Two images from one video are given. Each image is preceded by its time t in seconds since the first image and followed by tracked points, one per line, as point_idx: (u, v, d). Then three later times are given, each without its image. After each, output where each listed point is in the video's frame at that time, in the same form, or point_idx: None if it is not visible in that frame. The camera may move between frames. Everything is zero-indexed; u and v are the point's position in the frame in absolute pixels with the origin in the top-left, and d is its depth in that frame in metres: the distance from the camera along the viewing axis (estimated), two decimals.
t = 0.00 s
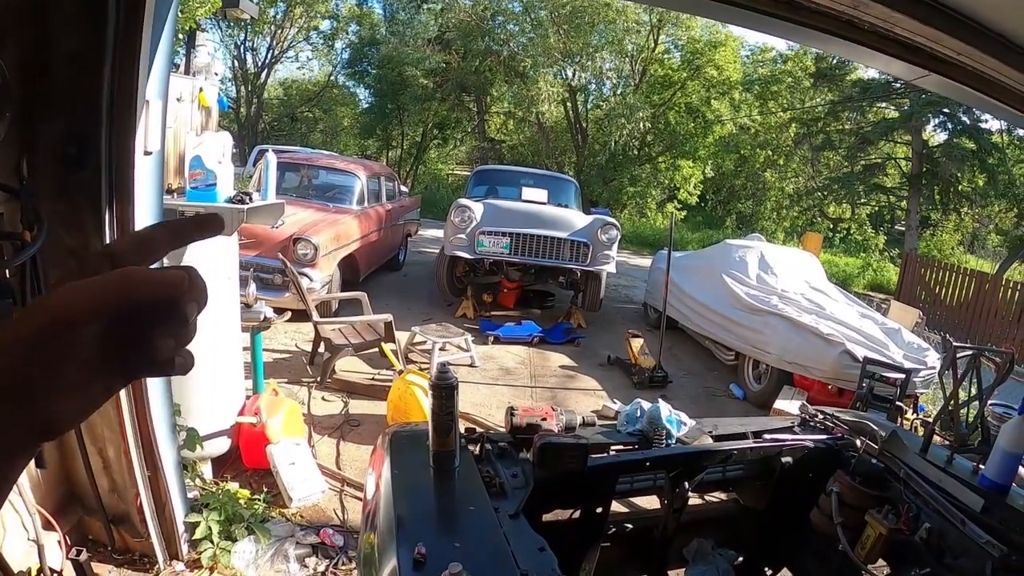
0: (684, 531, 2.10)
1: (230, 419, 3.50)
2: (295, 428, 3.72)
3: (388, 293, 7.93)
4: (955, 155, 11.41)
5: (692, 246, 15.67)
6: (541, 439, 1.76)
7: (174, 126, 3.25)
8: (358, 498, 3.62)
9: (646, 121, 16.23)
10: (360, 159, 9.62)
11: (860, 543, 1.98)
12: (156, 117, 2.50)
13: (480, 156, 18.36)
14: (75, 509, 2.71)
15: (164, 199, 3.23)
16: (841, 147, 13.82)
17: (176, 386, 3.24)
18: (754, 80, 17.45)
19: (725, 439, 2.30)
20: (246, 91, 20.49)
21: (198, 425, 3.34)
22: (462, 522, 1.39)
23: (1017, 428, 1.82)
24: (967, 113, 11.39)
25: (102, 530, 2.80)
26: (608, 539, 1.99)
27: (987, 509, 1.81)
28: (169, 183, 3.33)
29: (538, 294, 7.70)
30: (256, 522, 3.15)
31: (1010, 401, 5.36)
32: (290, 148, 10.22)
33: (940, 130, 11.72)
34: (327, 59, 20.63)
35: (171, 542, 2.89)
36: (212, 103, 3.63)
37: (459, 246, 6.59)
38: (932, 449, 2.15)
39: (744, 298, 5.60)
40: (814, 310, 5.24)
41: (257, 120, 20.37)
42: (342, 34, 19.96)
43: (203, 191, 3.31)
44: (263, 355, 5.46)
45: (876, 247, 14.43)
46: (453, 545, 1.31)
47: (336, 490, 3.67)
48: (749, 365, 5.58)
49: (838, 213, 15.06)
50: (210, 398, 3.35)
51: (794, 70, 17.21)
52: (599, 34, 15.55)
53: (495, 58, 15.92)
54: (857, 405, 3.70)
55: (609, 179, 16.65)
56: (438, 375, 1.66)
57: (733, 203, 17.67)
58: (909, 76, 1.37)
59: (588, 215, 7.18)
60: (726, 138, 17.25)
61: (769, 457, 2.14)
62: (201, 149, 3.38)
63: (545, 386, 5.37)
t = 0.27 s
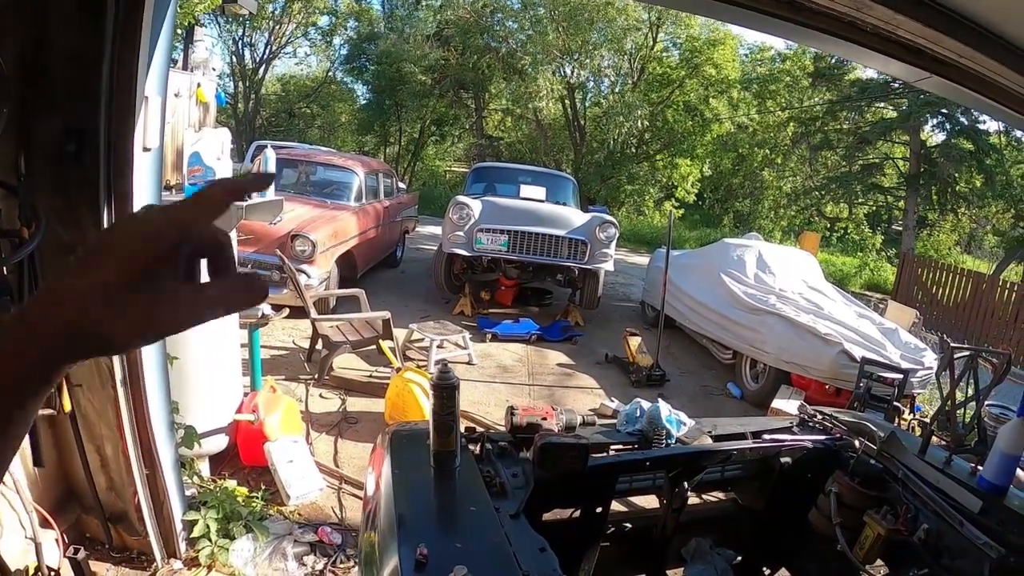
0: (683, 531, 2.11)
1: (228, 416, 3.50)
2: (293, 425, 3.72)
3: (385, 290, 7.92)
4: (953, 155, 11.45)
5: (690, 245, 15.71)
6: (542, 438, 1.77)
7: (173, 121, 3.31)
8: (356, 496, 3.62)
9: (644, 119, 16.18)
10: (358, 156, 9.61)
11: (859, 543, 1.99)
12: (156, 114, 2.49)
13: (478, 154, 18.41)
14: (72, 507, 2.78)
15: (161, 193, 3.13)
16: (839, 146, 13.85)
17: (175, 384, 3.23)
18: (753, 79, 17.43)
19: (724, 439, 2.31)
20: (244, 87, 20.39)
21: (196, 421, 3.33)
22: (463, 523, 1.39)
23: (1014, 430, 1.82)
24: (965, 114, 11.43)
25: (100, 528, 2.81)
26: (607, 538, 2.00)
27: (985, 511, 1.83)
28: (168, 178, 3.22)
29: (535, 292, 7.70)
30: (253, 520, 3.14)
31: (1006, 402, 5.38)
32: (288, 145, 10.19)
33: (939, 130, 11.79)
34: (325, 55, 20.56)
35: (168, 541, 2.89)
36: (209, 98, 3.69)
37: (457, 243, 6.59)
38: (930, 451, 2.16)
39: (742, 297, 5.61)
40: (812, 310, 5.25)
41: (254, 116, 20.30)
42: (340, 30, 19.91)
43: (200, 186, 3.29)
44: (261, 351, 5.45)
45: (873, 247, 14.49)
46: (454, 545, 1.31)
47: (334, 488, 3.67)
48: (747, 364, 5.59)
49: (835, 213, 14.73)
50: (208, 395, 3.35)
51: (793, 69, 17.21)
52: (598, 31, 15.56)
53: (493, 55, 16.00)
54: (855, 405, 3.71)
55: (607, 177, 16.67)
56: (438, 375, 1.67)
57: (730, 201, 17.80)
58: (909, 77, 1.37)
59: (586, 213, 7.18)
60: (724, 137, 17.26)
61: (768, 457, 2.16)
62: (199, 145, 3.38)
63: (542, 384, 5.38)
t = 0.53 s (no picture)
0: (679, 531, 2.10)
1: (222, 412, 3.48)
2: (287, 422, 3.70)
3: (381, 286, 7.90)
4: (951, 156, 11.47)
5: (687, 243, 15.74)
6: (538, 438, 1.75)
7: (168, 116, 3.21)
8: (351, 493, 3.60)
9: (642, 116, 16.20)
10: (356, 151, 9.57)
11: (856, 545, 1.98)
12: (150, 106, 2.44)
13: (476, 150, 18.42)
14: (65, 503, 2.72)
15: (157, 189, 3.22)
16: (837, 147, 13.86)
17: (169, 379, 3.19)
18: (751, 78, 17.37)
19: (722, 439, 2.30)
20: (242, 82, 20.25)
21: (190, 419, 3.30)
22: (458, 523, 1.37)
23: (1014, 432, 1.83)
24: (964, 115, 11.41)
25: (93, 524, 2.79)
26: (603, 538, 1.99)
27: (983, 514, 1.84)
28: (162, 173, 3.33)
29: (532, 289, 7.69)
30: (247, 517, 3.13)
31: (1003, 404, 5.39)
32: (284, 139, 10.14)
33: (937, 131, 11.76)
34: (324, 51, 20.48)
35: (162, 537, 2.87)
36: (207, 93, 3.65)
37: (454, 240, 6.57)
38: (927, 452, 2.16)
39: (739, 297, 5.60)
40: (809, 310, 5.24)
41: (252, 111, 20.20)
42: (339, 26, 19.82)
43: (196, 180, 3.25)
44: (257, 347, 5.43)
45: (871, 247, 14.53)
46: (448, 545, 1.30)
47: (329, 485, 3.66)
48: (744, 363, 5.59)
49: (833, 212, 14.68)
50: (203, 391, 3.32)
51: (792, 69, 17.18)
52: (597, 29, 15.66)
53: (492, 51, 15.93)
54: (852, 405, 3.70)
55: (605, 174, 16.56)
56: (434, 373, 1.65)
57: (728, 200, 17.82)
58: (910, 77, 1.36)
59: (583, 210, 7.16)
60: (723, 135, 17.25)
61: (765, 457, 2.14)
62: (195, 139, 3.34)
63: (538, 381, 5.37)
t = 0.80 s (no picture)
0: (675, 530, 2.10)
1: (217, 407, 3.46)
2: (282, 418, 3.68)
3: (378, 282, 7.88)
4: (948, 157, 11.49)
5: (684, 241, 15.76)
6: (533, 435, 1.74)
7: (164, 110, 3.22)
8: (345, 490, 3.59)
9: (641, 114, 16.28)
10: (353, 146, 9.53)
11: (851, 545, 1.97)
12: (145, 99, 2.42)
13: (473, 146, 18.44)
14: (58, 498, 2.70)
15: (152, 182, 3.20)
16: (835, 146, 13.88)
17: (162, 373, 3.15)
18: (749, 77, 17.36)
19: (718, 438, 2.29)
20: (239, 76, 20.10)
21: (184, 414, 3.27)
22: (452, 522, 1.36)
23: (1010, 434, 1.85)
24: (962, 116, 11.42)
25: (86, 519, 2.77)
26: (598, 537, 1.98)
27: (979, 515, 1.84)
28: (157, 167, 3.34)
29: (529, 286, 7.68)
30: (241, 513, 3.11)
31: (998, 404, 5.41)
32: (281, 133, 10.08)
33: (934, 132, 11.77)
34: (322, 45, 20.39)
35: (155, 533, 2.85)
36: (205, 86, 3.57)
37: (451, 236, 6.55)
38: (924, 453, 2.16)
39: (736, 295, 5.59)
40: (806, 309, 5.24)
41: (250, 105, 20.09)
42: (338, 21, 19.73)
43: (191, 175, 3.22)
44: (252, 342, 5.41)
45: (867, 247, 14.55)
46: (441, 544, 1.28)
47: (323, 481, 3.64)
48: (740, 362, 5.59)
49: (830, 212, 15.08)
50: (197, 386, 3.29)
51: (790, 68, 17.17)
52: (597, 26, 15.59)
53: (491, 47, 15.86)
54: (848, 405, 3.70)
55: (602, 171, 16.50)
56: (429, 369, 1.64)
57: (726, 199, 17.83)
58: (911, 76, 1.33)
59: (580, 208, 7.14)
60: (720, 134, 17.28)
61: (761, 457, 2.14)
62: (191, 133, 3.27)
63: (535, 378, 5.36)
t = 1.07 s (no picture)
0: (670, 529, 2.10)
1: (211, 403, 3.44)
2: (277, 414, 3.66)
3: (374, 278, 7.86)
4: (946, 158, 11.49)
5: (682, 240, 15.76)
6: (528, 434, 1.73)
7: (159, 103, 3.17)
8: (340, 486, 3.58)
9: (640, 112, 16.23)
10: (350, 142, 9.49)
11: (847, 546, 1.97)
12: (140, 93, 2.39)
13: (471, 143, 18.43)
14: (52, 493, 2.69)
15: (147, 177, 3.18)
16: (833, 146, 13.89)
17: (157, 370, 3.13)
18: (748, 76, 17.42)
19: (713, 437, 2.28)
20: (237, 71, 19.98)
21: (178, 409, 3.26)
22: (447, 520, 1.35)
23: (1006, 436, 1.85)
24: (960, 117, 11.42)
25: (80, 515, 2.76)
26: (593, 536, 1.98)
27: (975, 517, 1.84)
28: (153, 161, 3.30)
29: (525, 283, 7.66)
30: (235, 510, 3.09)
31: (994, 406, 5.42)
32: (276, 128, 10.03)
33: (933, 133, 11.80)
34: (320, 41, 20.30)
35: (149, 529, 2.84)
36: (202, 81, 3.55)
37: (448, 232, 6.53)
38: (920, 454, 2.16)
39: (733, 294, 5.59)
40: (803, 308, 5.24)
41: (247, 100, 19.99)
42: (336, 16, 19.65)
43: (187, 169, 3.21)
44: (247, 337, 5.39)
45: (865, 247, 14.54)
46: (434, 544, 1.27)
47: (318, 477, 3.63)
48: (737, 360, 5.59)
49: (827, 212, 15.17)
50: (191, 381, 3.27)
51: (789, 67, 17.14)
52: (595, 23, 15.53)
53: (489, 44, 15.88)
54: (844, 405, 3.70)
55: (600, 169, 16.47)
56: (423, 367, 1.63)
57: (723, 198, 17.83)
58: (911, 76, 1.32)
59: (578, 205, 7.12)
60: (718, 132, 17.28)
61: (757, 457, 2.14)
62: (187, 127, 3.24)
63: (531, 376, 5.36)
